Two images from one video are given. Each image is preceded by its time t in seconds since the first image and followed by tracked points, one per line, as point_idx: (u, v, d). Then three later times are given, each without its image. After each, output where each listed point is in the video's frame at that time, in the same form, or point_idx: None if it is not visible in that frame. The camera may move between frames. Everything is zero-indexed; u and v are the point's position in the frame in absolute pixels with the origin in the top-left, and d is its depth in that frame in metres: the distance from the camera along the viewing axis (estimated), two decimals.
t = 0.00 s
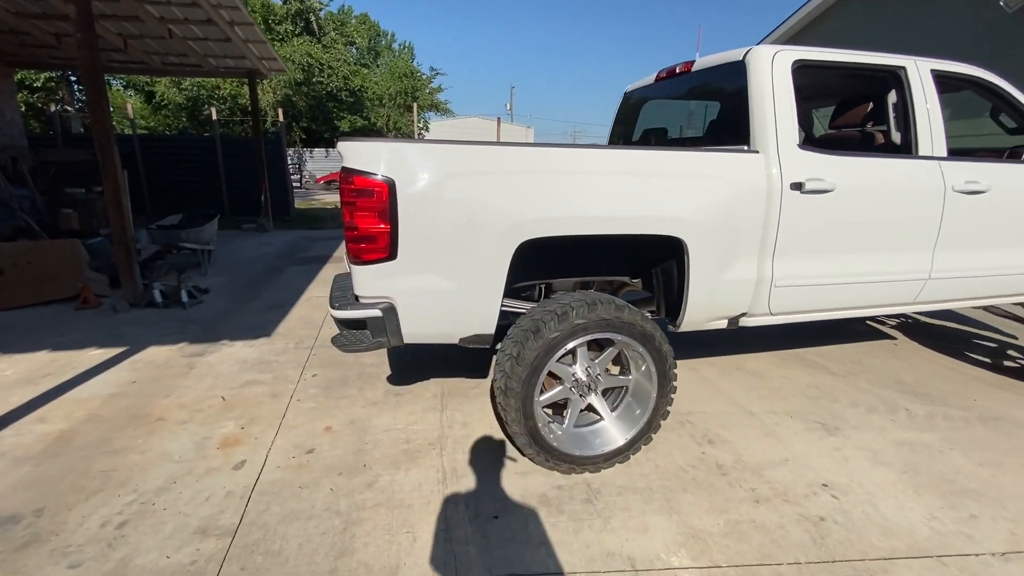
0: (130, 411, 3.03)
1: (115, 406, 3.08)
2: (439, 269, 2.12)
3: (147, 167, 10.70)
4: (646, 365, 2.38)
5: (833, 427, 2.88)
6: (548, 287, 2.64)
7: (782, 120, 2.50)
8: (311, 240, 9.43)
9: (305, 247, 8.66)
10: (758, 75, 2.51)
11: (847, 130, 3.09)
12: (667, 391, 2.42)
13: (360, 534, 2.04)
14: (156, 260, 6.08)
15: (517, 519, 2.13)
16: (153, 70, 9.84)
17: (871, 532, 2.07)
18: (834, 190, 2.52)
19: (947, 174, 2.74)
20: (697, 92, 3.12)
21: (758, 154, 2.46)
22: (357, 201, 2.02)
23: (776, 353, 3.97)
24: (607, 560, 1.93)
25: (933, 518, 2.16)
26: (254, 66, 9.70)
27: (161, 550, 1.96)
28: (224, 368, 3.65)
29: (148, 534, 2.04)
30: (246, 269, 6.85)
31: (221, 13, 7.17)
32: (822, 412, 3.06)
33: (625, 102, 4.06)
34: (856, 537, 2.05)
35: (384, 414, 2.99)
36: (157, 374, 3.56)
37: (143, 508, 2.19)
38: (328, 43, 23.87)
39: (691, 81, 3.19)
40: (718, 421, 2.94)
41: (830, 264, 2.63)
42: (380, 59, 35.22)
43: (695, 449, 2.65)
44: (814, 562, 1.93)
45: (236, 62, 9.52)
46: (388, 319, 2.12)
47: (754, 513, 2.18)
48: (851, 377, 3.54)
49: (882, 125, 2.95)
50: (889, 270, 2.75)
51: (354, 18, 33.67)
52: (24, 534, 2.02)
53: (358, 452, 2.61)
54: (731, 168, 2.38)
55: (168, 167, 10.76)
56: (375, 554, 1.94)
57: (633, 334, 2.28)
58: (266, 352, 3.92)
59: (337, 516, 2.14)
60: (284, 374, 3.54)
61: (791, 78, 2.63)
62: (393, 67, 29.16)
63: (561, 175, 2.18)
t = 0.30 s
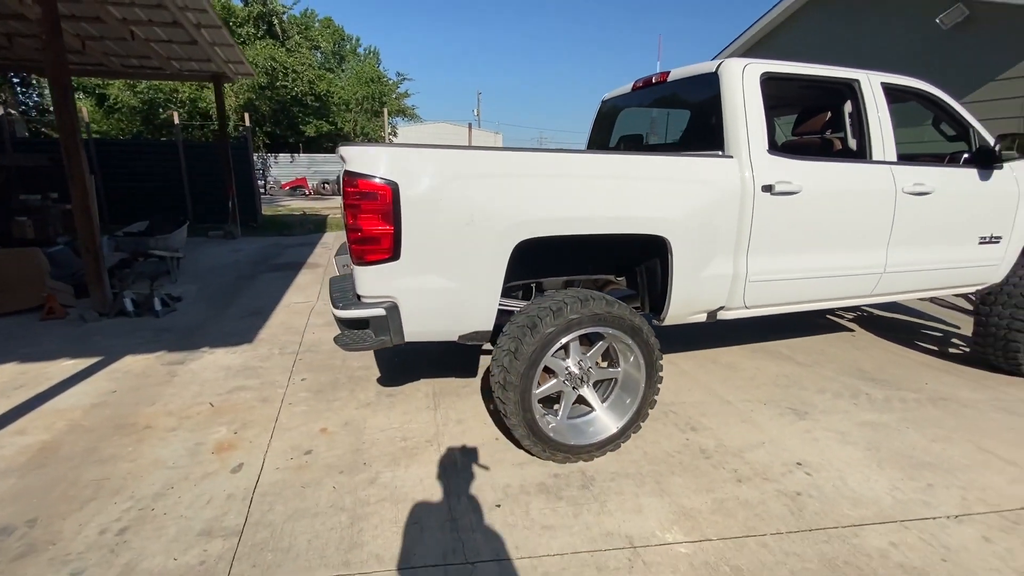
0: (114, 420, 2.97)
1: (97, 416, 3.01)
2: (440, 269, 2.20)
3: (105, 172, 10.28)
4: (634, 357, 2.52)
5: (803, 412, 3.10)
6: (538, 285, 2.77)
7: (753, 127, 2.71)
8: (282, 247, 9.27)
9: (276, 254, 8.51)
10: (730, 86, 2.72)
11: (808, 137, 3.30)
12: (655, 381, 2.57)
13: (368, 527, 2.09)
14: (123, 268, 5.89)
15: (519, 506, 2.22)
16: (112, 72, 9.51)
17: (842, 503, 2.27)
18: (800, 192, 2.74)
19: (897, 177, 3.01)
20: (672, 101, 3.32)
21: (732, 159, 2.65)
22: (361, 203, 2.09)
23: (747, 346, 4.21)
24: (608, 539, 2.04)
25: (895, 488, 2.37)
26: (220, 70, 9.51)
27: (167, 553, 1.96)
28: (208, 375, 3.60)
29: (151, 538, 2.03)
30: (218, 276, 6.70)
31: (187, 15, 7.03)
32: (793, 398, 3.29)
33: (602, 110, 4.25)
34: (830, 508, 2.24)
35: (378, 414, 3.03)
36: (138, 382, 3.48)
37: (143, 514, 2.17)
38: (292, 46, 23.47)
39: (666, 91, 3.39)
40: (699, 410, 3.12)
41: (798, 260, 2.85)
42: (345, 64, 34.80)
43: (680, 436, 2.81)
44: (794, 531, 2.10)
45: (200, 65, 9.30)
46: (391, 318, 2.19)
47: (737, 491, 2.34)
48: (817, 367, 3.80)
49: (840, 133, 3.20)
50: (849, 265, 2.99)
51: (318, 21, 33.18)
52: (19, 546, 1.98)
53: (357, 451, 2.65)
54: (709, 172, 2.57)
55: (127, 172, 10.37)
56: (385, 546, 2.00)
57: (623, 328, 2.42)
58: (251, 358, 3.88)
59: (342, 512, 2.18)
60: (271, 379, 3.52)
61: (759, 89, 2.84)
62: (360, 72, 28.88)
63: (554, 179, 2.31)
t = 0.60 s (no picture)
0: (105, 432, 2.94)
1: (86, 428, 2.98)
2: (439, 273, 2.30)
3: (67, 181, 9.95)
4: (623, 353, 2.67)
5: (777, 402, 3.31)
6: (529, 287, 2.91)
7: (726, 137, 2.91)
8: (256, 255, 9.14)
9: (252, 263, 8.40)
10: (704, 99, 2.92)
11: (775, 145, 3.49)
12: (642, 376, 2.72)
13: (375, 524, 2.17)
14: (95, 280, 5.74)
15: (519, 498, 2.33)
16: (74, 79, 9.24)
17: (815, 482, 2.47)
18: (770, 196, 2.96)
19: (855, 182, 3.27)
20: (648, 111, 3.51)
21: (708, 166, 2.85)
22: (364, 211, 2.18)
23: (722, 343, 4.44)
24: (605, 524, 2.17)
25: (862, 468, 2.59)
26: (189, 76, 9.34)
27: (178, 557, 1.99)
28: (196, 384, 3.58)
29: (159, 544, 2.06)
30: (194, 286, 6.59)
31: (159, 23, 6.92)
32: (767, 390, 3.50)
33: (581, 121, 4.43)
34: (804, 487, 2.43)
35: (373, 417, 3.10)
36: (124, 394, 3.44)
37: (148, 521, 2.19)
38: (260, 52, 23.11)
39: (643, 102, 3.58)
40: (681, 403, 3.30)
41: (769, 260, 3.07)
42: (314, 69, 34.35)
43: (665, 428, 2.97)
44: (774, 509, 2.28)
45: (169, 72, 9.12)
46: (394, 321, 2.28)
47: (721, 476, 2.51)
48: (787, 360, 4.04)
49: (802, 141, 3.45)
50: (814, 264, 3.24)
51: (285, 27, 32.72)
52: (24, 557, 1.98)
53: (357, 452, 2.71)
54: (687, 179, 2.75)
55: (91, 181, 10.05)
56: (394, 540, 2.08)
57: (612, 326, 2.57)
58: (239, 366, 3.88)
59: (349, 510, 2.25)
60: (262, 387, 3.53)
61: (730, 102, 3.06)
62: (330, 78, 28.61)
63: (545, 186, 2.44)
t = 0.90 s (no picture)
0: (100, 448, 2.93)
1: (80, 445, 2.95)
2: (442, 283, 2.40)
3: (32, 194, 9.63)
4: (615, 355, 2.81)
5: (757, 398, 3.51)
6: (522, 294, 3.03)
7: (705, 149, 3.11)
8: (234, 268, 9.01)
9: (231, 275, 8.29)
10: (684, 115, 3.11)
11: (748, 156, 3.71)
12: (633, 377, 2.86)
13: (385, 526, 2.25)
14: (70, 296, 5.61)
15: (522, 496, 2.44)
16: (40, 89, 8.98)
17: (796, 471, 2.65)
18: (746, 205, 3.16)
19: (823, 190, 3.52)
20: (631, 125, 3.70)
21: (689, 177, 3.03)
22: (371, 224, 2.27)
23: (703, 343, 4.64)
24: (605, 517, 2.29)
25: (838, 456, 2.78)
26: (162, 86, 9.18)
27: (192, 567, 2.02)
28: (189, 398, 3.57)
29: (172, 554, 2.09)
30: (174, 300, 6.48)
31: (133, 33, 6.82)
32: (747, 387, 3.70)
33: (565, 135, 4.60)
34: (787, 476, 2.61)
35: (373, 425, 3.16)
36: (115, 410, 3.41)
37: (157, 533, 2.21)
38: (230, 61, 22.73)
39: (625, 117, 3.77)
40: (668, 401, 3.47)
41: (746, 264, 3.27)
42: (285, 78, 33.91)
43: (655, 425, 3.13)
44: (760, 497, 2.44)
45: (141, 82, 8.95)
46: (399, 329, 2.36)
47: (710, 468, 2.67)
48: (765, 359, 4.26)
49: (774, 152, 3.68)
50: (786, 267, 3.46)
51: (255, 35, 32.25)
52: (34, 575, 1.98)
53: (360, 459, 2.78)
54: (671, 189, 2.93)
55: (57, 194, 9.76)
56: (405, 540, 2.16)
57: (605, 329, 2.71)
58: (231, 380, 3.88)
59: (358, 514, 2.32)
60: (258, 399, 3.55)
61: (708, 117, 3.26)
62: (302, 87, 28.31)
63: (541, 198, 2.58)
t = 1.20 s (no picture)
0: (101, 462, 2.88)
1: (79, 460, 2.90)
2: (453, 287, 2.46)
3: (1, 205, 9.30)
4: (617, 354, 2.90)
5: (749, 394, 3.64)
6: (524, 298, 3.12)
7: (697, 156, 3.24)
8: (217, 278, 8.86)
9: (214, 286, 8.15)
10: (676, 124, 3.25)
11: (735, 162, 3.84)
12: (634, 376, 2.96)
13: (402, 527, 2.28)
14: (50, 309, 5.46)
15: (534, 494, 2.50)
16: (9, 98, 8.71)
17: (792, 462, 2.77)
18: (736, 208, 3.31)
19: (806, 194, 3.69)
20: (623, 134, 3.83)
21: (682, 182, 3.16)
22: (383, 231, 2.32)
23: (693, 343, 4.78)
24: (616, 510, 2.37)
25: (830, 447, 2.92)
26: (139, 94, 8.99)
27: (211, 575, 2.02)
28: (187, 410, 3.53)
29: (190, 563, 2.08)
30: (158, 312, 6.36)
31: (112, 41, 6.69)
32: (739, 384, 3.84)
33: (557, 142, 4.72)
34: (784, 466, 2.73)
35: (378, 431, 3.18)
36: (111, 423, 3.36)
37: (172, 544, 2.20)
38: (204, 69, 22.33)
39: (617, 126, 3.89)
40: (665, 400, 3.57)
41: (736, 265, 3.41)
42: (260, 85, 33.46)
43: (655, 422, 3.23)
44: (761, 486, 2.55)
45: (116, 90, 8.75)
46: (411, 333, 2.41)
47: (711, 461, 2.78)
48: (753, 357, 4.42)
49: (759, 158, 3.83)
50: (773, 267, 3.62)
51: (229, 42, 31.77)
52: None
53: (370, 464, 2.80)
54: (666, 194, 3.05)
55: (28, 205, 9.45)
56: (423, 540, 2.19)
57: (608, 329, 2.80)
58: (228, 390, 3.84)
59: (374, 518, 2.34)
60: (258, 408, 3.53)
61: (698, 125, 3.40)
62: (279, 95, 27.97)
63: (545, 204, 2.66)
